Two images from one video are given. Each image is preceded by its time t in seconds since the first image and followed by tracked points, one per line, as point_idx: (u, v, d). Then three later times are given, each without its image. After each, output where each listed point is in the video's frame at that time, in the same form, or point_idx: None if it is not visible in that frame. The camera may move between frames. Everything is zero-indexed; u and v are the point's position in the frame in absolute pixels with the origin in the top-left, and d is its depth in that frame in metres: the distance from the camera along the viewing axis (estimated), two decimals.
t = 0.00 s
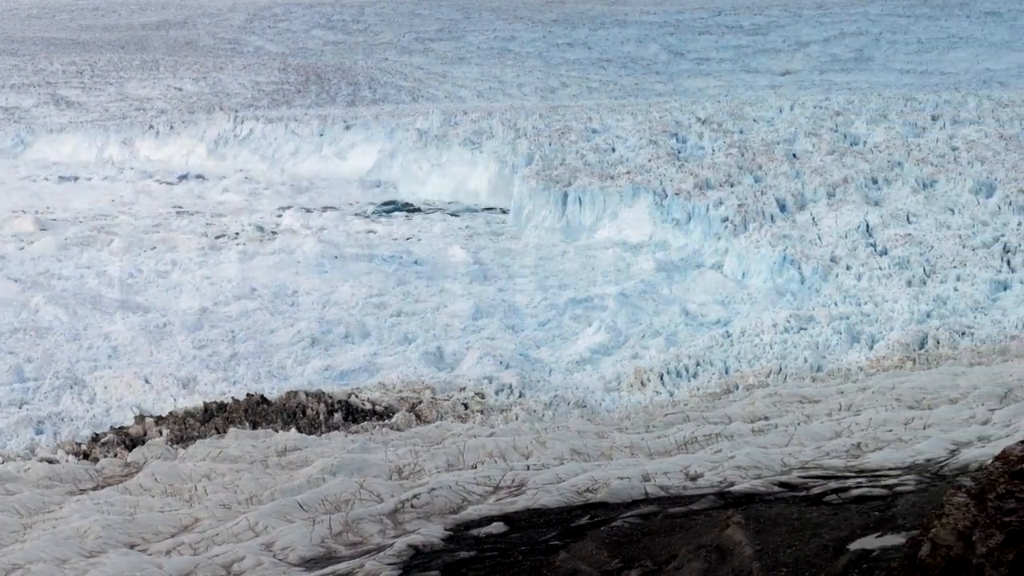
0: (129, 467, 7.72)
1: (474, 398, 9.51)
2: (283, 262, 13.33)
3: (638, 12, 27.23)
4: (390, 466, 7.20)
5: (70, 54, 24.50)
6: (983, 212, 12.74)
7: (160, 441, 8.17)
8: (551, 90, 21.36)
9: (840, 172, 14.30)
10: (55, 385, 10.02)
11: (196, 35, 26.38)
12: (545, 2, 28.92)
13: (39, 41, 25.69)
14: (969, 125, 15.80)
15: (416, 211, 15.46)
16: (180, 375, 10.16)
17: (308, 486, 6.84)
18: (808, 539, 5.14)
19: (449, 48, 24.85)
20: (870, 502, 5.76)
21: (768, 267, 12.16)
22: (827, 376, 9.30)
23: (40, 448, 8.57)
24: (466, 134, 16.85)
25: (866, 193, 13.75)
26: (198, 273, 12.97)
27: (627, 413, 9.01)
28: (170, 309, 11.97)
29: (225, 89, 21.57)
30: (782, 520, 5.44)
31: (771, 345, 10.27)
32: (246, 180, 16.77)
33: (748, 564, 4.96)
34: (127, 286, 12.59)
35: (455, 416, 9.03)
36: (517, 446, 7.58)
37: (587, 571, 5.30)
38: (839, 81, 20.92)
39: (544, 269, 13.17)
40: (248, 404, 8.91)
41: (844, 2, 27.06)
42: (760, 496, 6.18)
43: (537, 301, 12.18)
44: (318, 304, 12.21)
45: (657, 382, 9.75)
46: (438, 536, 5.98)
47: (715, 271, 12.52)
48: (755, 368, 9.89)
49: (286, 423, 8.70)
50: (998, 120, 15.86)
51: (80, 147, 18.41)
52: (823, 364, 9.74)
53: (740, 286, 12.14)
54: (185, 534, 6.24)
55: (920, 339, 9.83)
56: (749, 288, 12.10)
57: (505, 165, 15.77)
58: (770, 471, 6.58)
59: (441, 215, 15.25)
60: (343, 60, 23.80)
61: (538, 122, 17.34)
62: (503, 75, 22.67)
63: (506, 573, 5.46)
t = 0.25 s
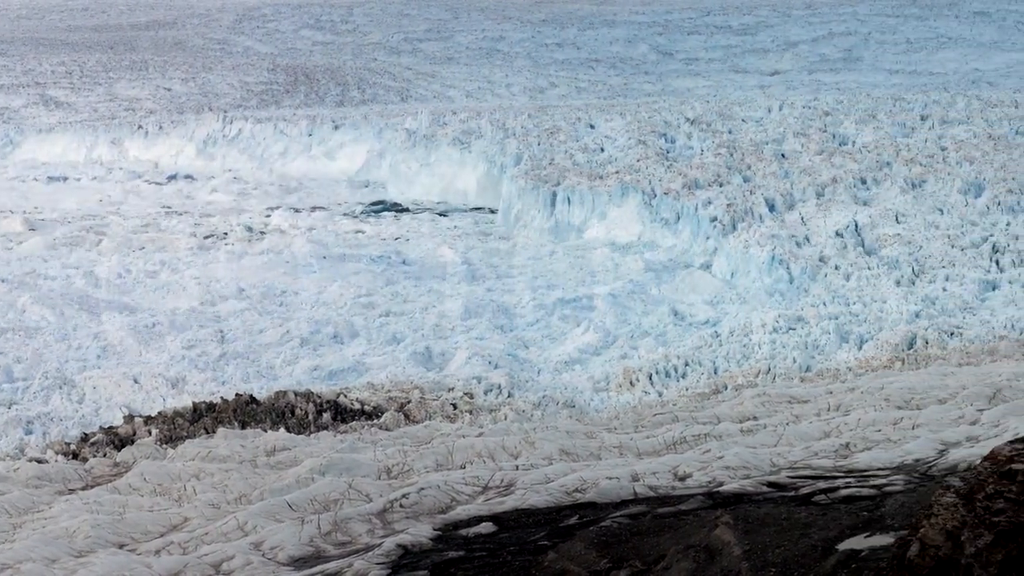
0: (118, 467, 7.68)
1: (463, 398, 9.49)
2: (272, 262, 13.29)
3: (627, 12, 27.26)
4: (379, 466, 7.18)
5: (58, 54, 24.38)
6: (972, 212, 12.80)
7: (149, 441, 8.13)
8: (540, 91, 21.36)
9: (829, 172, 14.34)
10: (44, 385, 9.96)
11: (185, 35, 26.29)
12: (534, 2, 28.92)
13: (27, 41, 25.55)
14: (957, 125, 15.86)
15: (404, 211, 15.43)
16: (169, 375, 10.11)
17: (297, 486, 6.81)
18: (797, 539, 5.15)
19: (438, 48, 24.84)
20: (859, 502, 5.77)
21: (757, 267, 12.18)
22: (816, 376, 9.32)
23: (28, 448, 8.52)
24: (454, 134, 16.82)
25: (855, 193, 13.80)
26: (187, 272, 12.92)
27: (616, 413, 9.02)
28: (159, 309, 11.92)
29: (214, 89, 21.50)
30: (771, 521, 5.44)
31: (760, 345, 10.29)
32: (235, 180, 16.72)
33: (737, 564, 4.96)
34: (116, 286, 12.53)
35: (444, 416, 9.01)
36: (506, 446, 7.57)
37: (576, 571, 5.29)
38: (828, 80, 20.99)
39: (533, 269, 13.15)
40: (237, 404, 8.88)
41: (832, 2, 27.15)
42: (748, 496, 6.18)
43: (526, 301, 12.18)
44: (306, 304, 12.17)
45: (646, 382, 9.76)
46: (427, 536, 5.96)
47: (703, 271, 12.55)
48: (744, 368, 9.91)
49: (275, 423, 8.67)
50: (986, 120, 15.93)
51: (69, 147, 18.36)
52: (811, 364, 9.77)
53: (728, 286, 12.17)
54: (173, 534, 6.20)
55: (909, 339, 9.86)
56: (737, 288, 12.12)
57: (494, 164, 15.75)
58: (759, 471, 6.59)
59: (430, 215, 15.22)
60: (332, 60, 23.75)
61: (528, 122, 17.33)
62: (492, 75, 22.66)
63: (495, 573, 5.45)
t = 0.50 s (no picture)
0: (108, 467, 7.65)
1: (454, 398, 9.48)
2: (262, 262, 13.25)
3: (617, 12, 27.29)
4: (370, 466, 7.17)
5: (48, 54, 24.25)
6: (962, 212, 12.84)
7: (139, 441, 8.09)
8: (531, 90, 21.35)
9: (820, 172, 14.37)
10: (34, 385, 9.91)
11: (175, 35, 26.19)
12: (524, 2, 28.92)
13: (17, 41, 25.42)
14: (947, 125, 15.91)
15: (393, 211, 15.43)
16: (159, 375, 10.07)
17: (288, 486, 6.79)
18: (787, 539, 5.16)
19: (428, 48, 24.81)
20: (850, 502, 5.78)
21: (747, 267, 12.21)
22: (806, 376, 9.35)
23: (19, 448, 8.48)
24: (445, 134, 16.80)
25: (845, 193, 13.83)
26: (177, 272, 12.87)
27: (607, 413, 9.02)
28: (149, 309, 11.87)
29: (204, 89, 21.42)
30: (762, 521, 5.45)
31: (750, 345, 10.30)
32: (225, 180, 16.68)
33: (728, 563, 4.96)
34: (106, 286, 12.48)
35: (434, 416, 9.00)
36: (497, 446, 7.56)
37: (566, 571, 5.28)
38: (818, 80, 21.05)
39: (523, 269, 13.14)
40: (227, 404, 8.85)
41: (822, 2, 27.23)
42: (739, 496, 6.19)
43: (516, 301, 12.17)
44: (296, 304, 12.14)
45: (637, 382, 9.77)
46: (418, 537, 5.95)
47: (693, 271, 12.58)
48: (734, 368, 9.93)
49: (266, 423, 8.64)
50: (975, 120, 15.99)
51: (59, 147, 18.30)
52: (802, 364, 9.79)
53: (719, 287, 12.20)
54: (164, 535, 6.18)
55: (900, 340, 9.89)
56: (727, 288, 12.15)
57: (484, 164, 15.75)
58: (749, 471, 6.60)
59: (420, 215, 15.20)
60: (323, 60, 23.69)
61: (518, 122, 17.32)
62: (482, 75, 22.64)
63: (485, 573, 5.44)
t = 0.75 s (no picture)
0: (98, 467, 7.62)
1: (444, 398, 9.47)
2: (251, 262, 13.20)
3: (607, 12, 27.30)
4: (360, 466, 7.15)
5: (38, 55, 24.12)
6: (952, 212, 12.89)
7: (129, 441, 8.06)
8: (520, 90, 21.35)
9: (810, 172, 14.41)
10: (23, 385, 9.86)
11: (165, 35, 26.09)
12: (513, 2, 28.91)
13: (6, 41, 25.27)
14: (937, 126, 15.96)
15: (382, 211, 15.45)
16: (149, 375, 10.03)
17: (277, 486, 6.77)
18: (778, 539, 5.17)
19: (418, 48, 24.78)
20: (839, 502, 5.79)
21: (737, 267, 12.23)
22: (796, 377, 9.37)
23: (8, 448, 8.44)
24: (435, 133, 16.62)
25: (835, 193, 13.87)
26: (167, 272, 12.83)
27: (597, 413, 9.03)
28: (138, 308, 11.82)
29: (194, 89, 21.34)
30: (751, 521, 5.45)
31: (740, 345, 10.31)
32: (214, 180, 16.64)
33: (717, 563, 4.96)
34: (95, 286, 12.42)
35: (424, 416, 8.99)
36: (486, 446, 7.55)
37: (555, 571, 5.28)
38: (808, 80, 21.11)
39: (512, 268, 13.14)
40: (217, 404, 8.81)
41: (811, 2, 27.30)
42: (728, 496, 6.20)
43: (506, 301, 12.17)
44: (285, 304, 12.11)
45: (627, 382, 9.77)
46: (407, 537, 5.93)
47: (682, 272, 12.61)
48: (724, 368, 9.95)
49: (255, 423, 8.60)
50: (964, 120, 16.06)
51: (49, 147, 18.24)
52: (792, 364, 9.82)
53: (708, 287, 12.22)
54: (154, 535, 6.15)
55: (890, 340, 9.92)
56: (716, 288, 12.17)
57: (473, 163, 15.72)
58: (739, 471, 6.61)
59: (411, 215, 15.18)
60: (312, 60, 23.63)
61: (508, 122, 17.31)
62: (472, 75, 22.63)
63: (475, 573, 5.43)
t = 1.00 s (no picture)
0: (88, 467, 7.59)
1: (433, 399, 9.45)
2: (240, 262, 13.15)
3: (597, 12, 27.32)
4: (349, 466, 7.14)
5: (27, 55, 24.00)
6: (942, 213, 12.94)
7: (119, 442, 8.02)
8: (510, 90, 21.34)
9: (800, 172, 14.44)
10: (13, 385, 9.81)
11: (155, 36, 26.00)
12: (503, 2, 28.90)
13: None
14: (926, 126, 16.02)
15: (371, 212, 15.40)
16: (139, 375, 9.99)
17: (267, 487, 6.75)
18: (767, 539, 5.17)
19: (408, 48, 24.76)
20: (829, 503, 5.81)
21: (727, 267, 12.25)
22: (787, 377, 9.40)
23: None
24: (424, 132, 16.64)
25: (826, 193, 13.91)
26: (157, 272, 12.78)
27: (587, 414, 9.03)
28: (127, 308, 11.78)
29: (183, 89, 21.26)
30: (742, 522, 5.46)
31: (730, 346, 10.33)
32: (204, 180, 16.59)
33: (708, 564, 4.97)
34: (85, 286, 12.37)
35: (414, 416, 8.98)
36: (476, 447, 7.54)
37: (545, 571, 5.27)
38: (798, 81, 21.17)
39: (502, 268, 13.14)
40: (207, 404, 8.78)
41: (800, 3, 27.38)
42: (719, 497, 6.21)
43: (496, 301, 12.17)
44: (275, 305, 12.07)
45: (617, 382, 9.78)
46: (397, 537, 5.92)
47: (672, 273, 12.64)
48: (714, 368, 9.96)
49: (245, 424, 8.57)
50: (953, 121, 16.12)
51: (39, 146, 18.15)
52: (782, 365, 9.84)
53: (698, 287, 12.25)
54: (144, 535, 6.12)
55: (880, 340, 9.96)
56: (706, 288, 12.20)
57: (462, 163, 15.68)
58: (729, 472, 6.62)
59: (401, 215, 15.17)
60: (302, 60, 23.57)
61: (497, 122, 17.30)
62: (462, 75, 22.61)
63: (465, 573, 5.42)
